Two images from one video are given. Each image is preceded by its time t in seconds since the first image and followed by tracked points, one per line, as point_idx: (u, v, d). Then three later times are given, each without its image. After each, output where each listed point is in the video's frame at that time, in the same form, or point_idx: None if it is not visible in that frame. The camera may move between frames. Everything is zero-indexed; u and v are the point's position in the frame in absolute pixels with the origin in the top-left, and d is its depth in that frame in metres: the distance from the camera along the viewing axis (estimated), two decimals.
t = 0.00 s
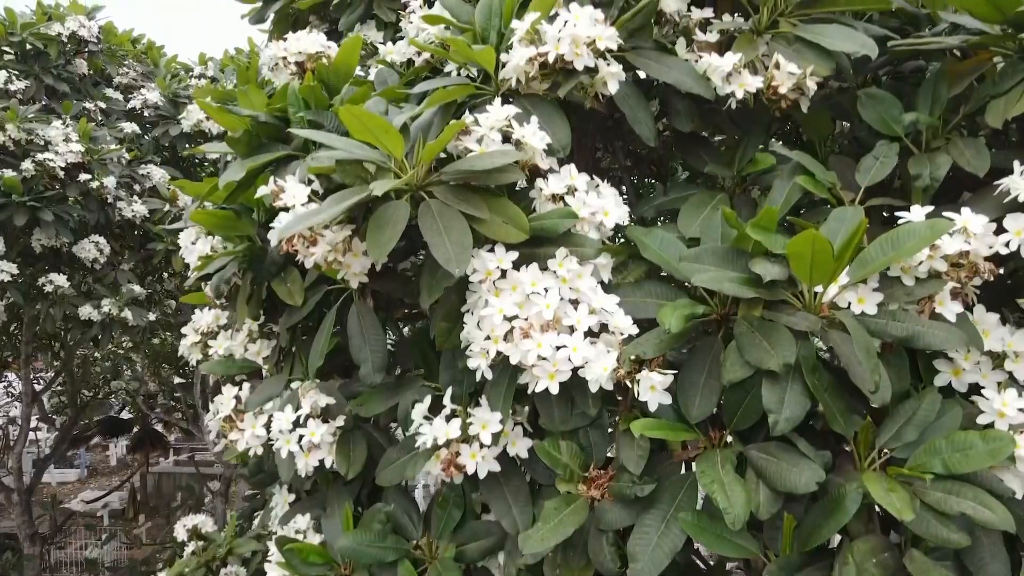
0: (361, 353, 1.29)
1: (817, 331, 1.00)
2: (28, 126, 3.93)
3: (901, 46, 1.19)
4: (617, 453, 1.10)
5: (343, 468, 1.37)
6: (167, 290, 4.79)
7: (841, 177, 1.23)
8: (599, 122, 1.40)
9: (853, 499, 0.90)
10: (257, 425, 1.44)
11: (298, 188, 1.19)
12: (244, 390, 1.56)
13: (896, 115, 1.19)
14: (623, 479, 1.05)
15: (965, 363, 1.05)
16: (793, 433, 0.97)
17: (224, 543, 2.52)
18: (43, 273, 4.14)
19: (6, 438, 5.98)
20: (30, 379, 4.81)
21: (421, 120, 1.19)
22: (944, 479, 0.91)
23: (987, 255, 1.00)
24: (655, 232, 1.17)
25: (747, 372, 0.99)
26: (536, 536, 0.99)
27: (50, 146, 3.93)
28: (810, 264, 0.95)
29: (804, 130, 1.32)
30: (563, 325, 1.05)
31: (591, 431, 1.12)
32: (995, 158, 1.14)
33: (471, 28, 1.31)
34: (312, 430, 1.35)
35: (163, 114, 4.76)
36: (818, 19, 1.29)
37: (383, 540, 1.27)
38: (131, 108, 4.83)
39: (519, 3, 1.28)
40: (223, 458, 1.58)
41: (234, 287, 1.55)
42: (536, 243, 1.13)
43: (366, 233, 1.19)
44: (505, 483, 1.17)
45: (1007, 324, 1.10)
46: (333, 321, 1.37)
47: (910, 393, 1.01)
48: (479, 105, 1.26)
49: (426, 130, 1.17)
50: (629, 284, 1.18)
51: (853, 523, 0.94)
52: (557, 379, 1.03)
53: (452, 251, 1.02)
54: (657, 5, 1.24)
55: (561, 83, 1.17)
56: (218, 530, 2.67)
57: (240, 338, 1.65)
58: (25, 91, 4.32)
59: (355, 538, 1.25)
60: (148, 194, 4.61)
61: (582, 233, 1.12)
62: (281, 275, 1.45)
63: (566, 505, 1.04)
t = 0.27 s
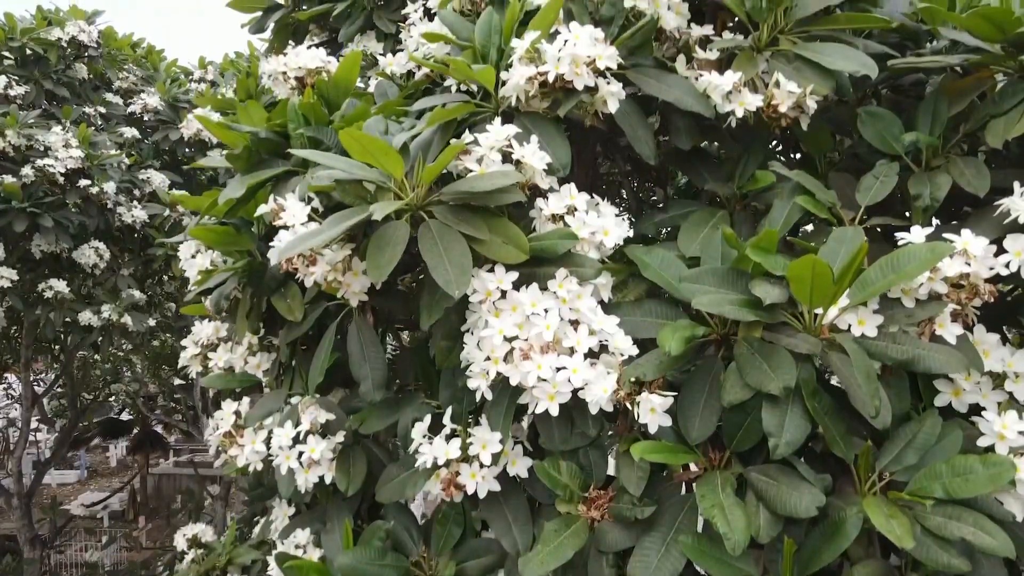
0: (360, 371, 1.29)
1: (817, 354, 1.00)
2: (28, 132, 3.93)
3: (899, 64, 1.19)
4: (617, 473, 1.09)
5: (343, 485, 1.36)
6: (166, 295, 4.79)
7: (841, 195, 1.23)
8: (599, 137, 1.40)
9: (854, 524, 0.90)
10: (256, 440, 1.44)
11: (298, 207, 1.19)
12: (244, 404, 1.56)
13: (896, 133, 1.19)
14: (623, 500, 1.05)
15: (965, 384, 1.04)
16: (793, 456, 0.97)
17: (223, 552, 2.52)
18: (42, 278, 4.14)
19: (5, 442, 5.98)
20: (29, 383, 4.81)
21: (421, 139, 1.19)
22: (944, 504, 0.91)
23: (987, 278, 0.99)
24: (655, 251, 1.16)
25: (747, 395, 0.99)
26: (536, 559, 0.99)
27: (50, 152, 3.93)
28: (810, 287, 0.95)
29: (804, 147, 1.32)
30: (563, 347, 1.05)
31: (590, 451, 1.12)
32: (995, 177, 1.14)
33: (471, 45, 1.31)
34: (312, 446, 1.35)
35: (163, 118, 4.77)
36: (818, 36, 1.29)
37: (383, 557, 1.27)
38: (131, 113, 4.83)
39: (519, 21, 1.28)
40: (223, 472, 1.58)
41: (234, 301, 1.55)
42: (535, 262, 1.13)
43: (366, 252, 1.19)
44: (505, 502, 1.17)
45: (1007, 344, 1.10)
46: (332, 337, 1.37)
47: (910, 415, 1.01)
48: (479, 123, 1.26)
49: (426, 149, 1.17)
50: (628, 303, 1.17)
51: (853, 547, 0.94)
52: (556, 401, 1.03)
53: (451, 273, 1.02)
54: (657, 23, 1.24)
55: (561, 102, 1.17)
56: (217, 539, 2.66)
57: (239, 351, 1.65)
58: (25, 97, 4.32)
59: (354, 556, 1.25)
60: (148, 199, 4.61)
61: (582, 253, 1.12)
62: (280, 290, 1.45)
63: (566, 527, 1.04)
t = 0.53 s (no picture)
0: (360, 389, 1.29)
1: (817, 377, 1.00)
2: (28, 138, 3.93)
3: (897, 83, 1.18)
4: (617, 494, 1.09)
5: (342, 502, 1.36)
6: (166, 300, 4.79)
7: (841, 214, 1.23)
8: (599, 154, 1.40)
9: (853, 549, 0.91)
10: (256, 457, 1.44)
11: (298, 226, 1.19)
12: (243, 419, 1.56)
13: (896, 153, 1.19)
14: (623, 522, 1.05)
15: (965, 405, 1.04)
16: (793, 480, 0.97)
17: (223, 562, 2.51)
18: (42, 284, 4.14)
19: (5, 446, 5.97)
20: (29, 389, 4.81)
21: (421, 158, 1.19)
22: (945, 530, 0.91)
23: (987, 301, 0.99)
24: (655, 270, 1.17)
25: (747, 418, 0.99)
26: None
27: (50, 158, 3.93)
28: (810, 311, 0.95)
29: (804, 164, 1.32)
30: (564, 368, 1.05)
31: (590, 471, 1.12)
32: (995, 198, 1.14)
33: (471, 62, 1.31)
34: (312, 463, 1.35)
35: (163, 123, 4.77)
36: (817, 54, 1.29)
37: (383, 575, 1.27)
38: (131, 118, 4.83)
39: (519, 39, 1.28)
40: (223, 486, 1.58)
41: (234, 316, 1.55)
42: (536, 283, 1.13)
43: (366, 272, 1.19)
44: (505, 521, 1.17)
45: (1007, 365, 1.10)
46: (332, 354, 1.37)
47: (910, 438, 1.01)
48: (479, 141, 1.26)
49: (426, 169, 1.17)
50: (629, 323, 1.17)
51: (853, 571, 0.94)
52: (556, 423, 1.03)
53: (451, 296, 1.02)
54: (657, 41, 1.24)
55: (561, 121, 1.17)
56: (217, 548, 2.66)
57: (240, 365, 1.66)
58: (25, 102, 4.32)
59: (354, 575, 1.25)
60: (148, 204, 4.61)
61: (581, 274, 1.12)
62: (280, 306, 1.45)
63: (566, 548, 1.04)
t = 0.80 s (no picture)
0: (361, 406, 1.29)
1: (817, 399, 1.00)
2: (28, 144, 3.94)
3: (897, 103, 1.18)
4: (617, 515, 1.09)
5: (342, 519, 1.36)
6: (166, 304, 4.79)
7: (841, 233, 1.24)
8: (599, 170, 1.40)
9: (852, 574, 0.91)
10: (256, 473, 1.44)
11: (297, 245, 1.18)
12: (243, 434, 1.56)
13: (895, 172, 1.19)
14: (624, 544, 1.06)
15: (965, 427, 1.04)
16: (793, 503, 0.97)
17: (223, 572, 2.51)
18: (42, 290, 4.14)
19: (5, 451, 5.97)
20: (29, 394, 4.81)
21: (421, 177, 1.19)
22: (944, 555, 0.91)
23: (987, 324, 0.99)
24: (655, 289, 1.17)
25: (747, 441, 0.99)
26: None
27: (50, 164, 3.93)
28: (810, 336, 0.95)
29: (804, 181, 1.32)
30: (563, 390, 1.05)
31: (591, 492, 1.12)
32: (995, 218, 1.14)
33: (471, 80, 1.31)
34: (312, 480, 1.35)
35: (163, 128, 4.77)
36: (817, 72, 1.29)
37: None
38: (131, 123, 4.84)
39: (518, 58, 1.29)
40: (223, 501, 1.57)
41: (234, 331, 1.55)
42: (536, 303, 1.13)
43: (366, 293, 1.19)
44: (505, 541, 1.17)
45: (1007, 385, 1.10)
46: (332, 370, 1.37)
47: (910, 460, 1.01)
48: (478, 159, 1.26)
49: (425, 188, 1.17)
50: (628, 342, 1.17)
51: None
52: (556, 445, 1.03)
53: (451, 318, 1.02)
54: (657, 60, 1.24)
55: (561, 141, 1.17)
56: (217, 557, 2.66)
57: (240, 378, 1.66)
58: (25, 107, 4.32)
59: None
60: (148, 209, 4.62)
61: (581, 294, 1.12)
62: (280, 322, 1.45)
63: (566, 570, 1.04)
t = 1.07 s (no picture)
0: (361, 424, 1.29)
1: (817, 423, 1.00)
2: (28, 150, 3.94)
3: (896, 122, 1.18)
4: (617, 536, 1.10)
5: (342, 535, 1.36)
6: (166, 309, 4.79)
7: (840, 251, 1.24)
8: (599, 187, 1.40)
9: None
10: (257, 489, 1.44)
11: (298, 266, 1.19)
12: (243, 449, 1.55)
13: (895, 192, 1.19)
14: (625, 565, 1.07)
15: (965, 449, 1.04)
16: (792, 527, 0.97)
17: None
18: (43, 295, 4.14)
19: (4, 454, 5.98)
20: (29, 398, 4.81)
21: (421, 197, 1.19)
22: None
23: (987, 347, 0.99)
24: (655, 309, 1.17)
25: (747, 464, 0.99)
26: None
27: (50, 170, 3.93)
28: (809, 360, 0.95)
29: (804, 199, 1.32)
30: (563, 412, 1.05)
31: (591, 512, 1.12)
32: (994, 238, 1.14)
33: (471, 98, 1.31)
34: (312, 497, 1.35)
35: (163, 133, 4.78)
36: (817, 90, 1.29)
37: None
38: (131, 128, 4.85)
39: (519, 76, 1.29)
40: (223, 517, 1.57)
41: (234, 346, 1.55)
42: (535, 324, 1.13)
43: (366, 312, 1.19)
44: (505, 561, 1.17)
45: (1006, 406, 1.10)
46: (332, 387, 1.37)
47: (910, 483, 1.01)
48: (479, 178, 1.26)
49: (425, 208, 1.17)
50: (628, 362, 1.18)
51: None
52: (556, 467, 1.03)
53: (451, 341, 1.02)
54: (657, 79, 1.24)
55: (561, 161, 1.17)
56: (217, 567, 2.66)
57: (240, 392, 1.66)
58: (25, 113, 4.32)
59: None
60: (148, 214, 4.62)
61: (581, 315, 1.12)
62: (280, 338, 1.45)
63: None
